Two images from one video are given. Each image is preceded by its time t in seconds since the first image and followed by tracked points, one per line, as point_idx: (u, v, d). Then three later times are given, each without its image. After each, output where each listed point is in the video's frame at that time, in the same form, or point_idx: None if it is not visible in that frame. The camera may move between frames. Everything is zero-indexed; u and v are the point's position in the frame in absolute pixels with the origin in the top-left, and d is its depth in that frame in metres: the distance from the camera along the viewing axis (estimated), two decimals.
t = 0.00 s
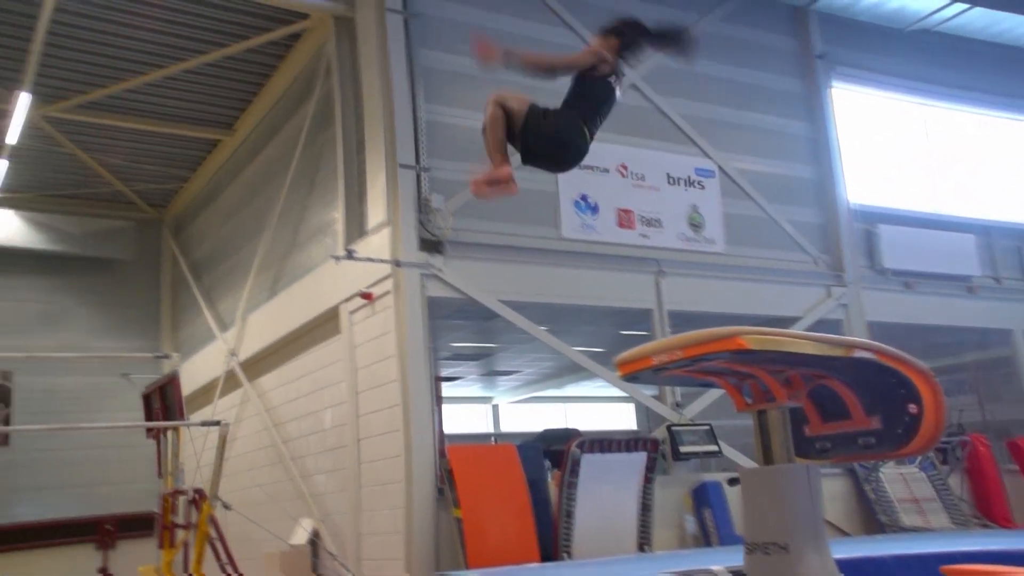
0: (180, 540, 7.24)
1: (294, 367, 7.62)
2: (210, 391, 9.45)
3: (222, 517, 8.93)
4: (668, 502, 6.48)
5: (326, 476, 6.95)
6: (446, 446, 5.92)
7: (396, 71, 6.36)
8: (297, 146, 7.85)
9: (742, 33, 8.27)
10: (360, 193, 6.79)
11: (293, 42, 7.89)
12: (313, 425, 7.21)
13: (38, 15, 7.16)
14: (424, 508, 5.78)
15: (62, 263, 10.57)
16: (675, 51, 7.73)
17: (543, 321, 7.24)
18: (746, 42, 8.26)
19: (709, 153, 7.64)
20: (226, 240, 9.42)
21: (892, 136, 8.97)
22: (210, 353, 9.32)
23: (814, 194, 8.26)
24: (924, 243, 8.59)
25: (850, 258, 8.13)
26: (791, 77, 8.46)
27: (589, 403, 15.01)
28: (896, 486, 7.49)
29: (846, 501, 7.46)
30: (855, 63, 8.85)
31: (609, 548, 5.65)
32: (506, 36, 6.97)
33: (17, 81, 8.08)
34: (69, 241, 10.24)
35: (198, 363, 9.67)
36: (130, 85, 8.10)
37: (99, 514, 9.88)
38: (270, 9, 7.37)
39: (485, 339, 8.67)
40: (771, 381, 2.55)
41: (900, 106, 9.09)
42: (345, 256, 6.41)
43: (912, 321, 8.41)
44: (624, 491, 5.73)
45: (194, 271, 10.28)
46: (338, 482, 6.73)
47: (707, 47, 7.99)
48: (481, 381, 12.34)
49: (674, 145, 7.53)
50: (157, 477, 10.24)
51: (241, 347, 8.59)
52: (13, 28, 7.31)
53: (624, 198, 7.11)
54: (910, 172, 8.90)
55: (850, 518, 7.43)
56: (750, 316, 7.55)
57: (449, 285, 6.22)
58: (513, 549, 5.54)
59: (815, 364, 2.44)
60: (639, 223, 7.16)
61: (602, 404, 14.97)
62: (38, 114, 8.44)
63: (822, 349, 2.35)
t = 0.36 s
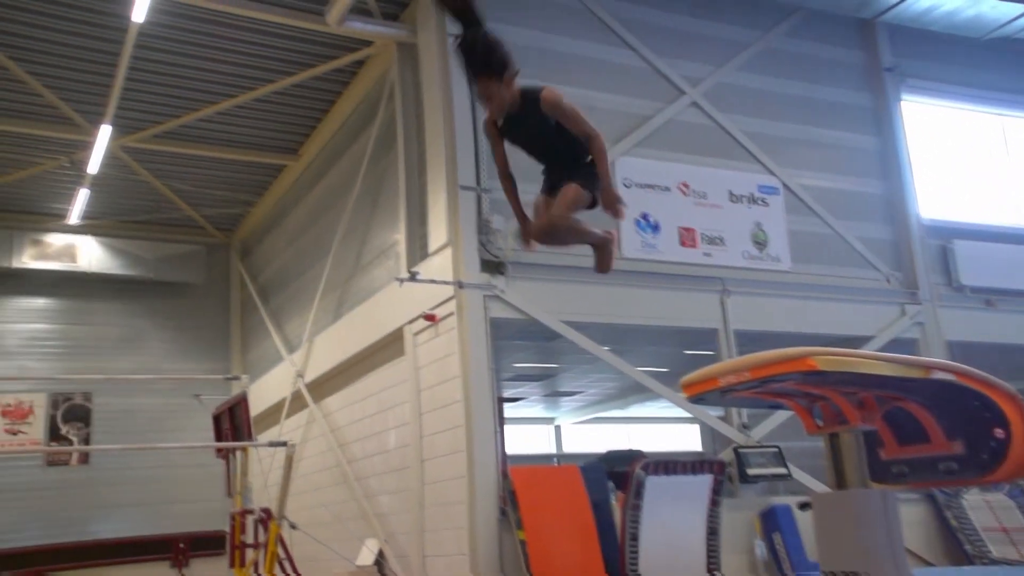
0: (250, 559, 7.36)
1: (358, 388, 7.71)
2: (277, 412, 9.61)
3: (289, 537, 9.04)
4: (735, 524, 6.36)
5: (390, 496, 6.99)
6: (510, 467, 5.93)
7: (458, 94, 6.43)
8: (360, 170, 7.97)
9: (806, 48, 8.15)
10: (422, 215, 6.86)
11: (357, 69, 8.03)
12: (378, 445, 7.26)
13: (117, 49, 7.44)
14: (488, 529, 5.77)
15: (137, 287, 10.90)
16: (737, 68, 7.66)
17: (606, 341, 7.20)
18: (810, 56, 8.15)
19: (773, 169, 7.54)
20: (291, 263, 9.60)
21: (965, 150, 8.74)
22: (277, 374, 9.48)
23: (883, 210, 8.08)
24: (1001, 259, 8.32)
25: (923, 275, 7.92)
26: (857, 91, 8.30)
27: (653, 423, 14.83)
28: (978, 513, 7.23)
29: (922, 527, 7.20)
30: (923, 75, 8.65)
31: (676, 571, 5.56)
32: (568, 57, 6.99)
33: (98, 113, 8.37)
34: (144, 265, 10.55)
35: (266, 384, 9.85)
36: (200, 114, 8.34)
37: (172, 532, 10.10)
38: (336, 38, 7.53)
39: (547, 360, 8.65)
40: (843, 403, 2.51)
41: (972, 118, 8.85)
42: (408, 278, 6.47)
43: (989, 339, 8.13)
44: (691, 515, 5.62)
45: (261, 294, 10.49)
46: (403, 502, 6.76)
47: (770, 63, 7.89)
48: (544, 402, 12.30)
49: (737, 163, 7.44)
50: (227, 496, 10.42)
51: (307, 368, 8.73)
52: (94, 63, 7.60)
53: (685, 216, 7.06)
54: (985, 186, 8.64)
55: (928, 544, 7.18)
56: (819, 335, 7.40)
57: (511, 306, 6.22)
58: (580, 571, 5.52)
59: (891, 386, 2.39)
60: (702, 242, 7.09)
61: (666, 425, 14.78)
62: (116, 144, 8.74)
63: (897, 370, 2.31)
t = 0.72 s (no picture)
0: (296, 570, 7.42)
1: (403, 401, 7.73)
2: (323, 424, 9.69)
3: (335, 549, 9.10)
4: (784, 540, 6.25)
5: (434, 509, 7.00)
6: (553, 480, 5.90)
7: (500, 108, 6.46)
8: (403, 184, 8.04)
9: (853, 57, 8.04)
10: (465, 228, 6.88)
11: (400, 84, 8.11)
12: (422, 458, 7.29)
13: (169, 68, 7.60)
14: (532, 542, 5.75)
15: (186, 300, 11.08)
16: (782, 78, 7.59)
17: (650, 355, 7.14)
18: (857, 65, 8.03)
19: (820, 181, 7.45)
20: (337, 277, 9.70)
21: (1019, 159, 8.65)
22: (323, 387, 9.58)
23: (935, 221, 7.93)
24: None
25: (977, 287, 7.75)
26: (906, 99, 8.16)
27: (698, 436, 14.68)
28: None
29: (978, 545, 7.01)
30: (975, 83, 8.48)
31: None
32: (611, 70, 6.98)
33: (149, 131, 8.55)
34: (194, 279, 10.74)
35: (312, 396, 9.94)
36: (247, 130, 8.48)
37: (221, 543, 10.22)
38: (381, 54, 7.62)
39: (591, 373, 8.61)
40: (896, 418, 2.65)
41: None
42: (452, 291, 6.49)
43: None
44: (738, 530, 5.54)
45: (307, 307, 10.61)
46: (447, 515, 6.76)
47: (816, 73, 7.80)
48: (588, 414, 12.24)
49: (783, 174, 7.36)
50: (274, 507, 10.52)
51: (352, 381, 8.80)
52: (147, 82, 7.77)
53: (730, 228, 6.98)
54: None
55: (985, 564, 6.99)
56: (869, 349, 7.27)
57: (555, 319, 6.21)
58: None
59: (946, 400, 2.55)
60: (747, 254, 7.01)
61: (712, 438, 14.61)
62: (168, 161, 8.92)
63: (954, 385, 2.45)
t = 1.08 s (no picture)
0: None
1: (431, 407, 7.76)
2: (351, 430, 9.74)
3: (363, 555, 9.14)
4: (816, 550, 6.18)
5: (461, 515, 7.02)
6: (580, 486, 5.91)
7: (529, 115, 6.48)
8: (431, 191, 8.08)
9: (884, 60, 7.98)
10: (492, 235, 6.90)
11: (428, 91, 8.16)
12: (449, 464, 7.30)
13: (200, 77, 7.70)
14: (559, 548, 5.74)
15: (215, 307, 11.19)
16: (813, 82, 7.54)
17: (678, 361, 7.12)
18: (889, 69, 7.96)
19: (851, 186, 7.39)
20: (365, 283, 9.76)
21: None
22: (351, 393, 9.64)
23: (970, 226, 7.84)
24: None
25: (1013, 293, 7.66)
26: (939, 103, 8.09)
27: (725, 443, 14.59)
28: None
29: (1013, 555, 6.91)
30: (1010, 86, 8.38)
31: None
32: (639, 76, 6.98)
33: (180, 139, 8.66)
34: (224, 286, 10.85)
35: (340, 402, 10.00)
36: (277, 138, 8.57)
37: (250, 548, 10.30)
38: (409, 61, 7.67)
39: (618, 379, 8.59)
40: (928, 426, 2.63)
41: None
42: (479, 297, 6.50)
43: None
44: (768, 537, 5.50)
45: (335, 313, 10.68)
46: (475, 520, 6.76)
47: (846, 77, 7.74)
48: (615, 421, 12.20)
49: (813, 179, 7.31)
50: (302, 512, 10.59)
51: (379, 387, 8.84)
52: (178, 91, 7.88)
53: (759, 234, 6.95)
54: None
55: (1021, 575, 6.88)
56: (901, 355, 7.19)
57: (582, 326, 6.21)
58: None
59: (979, 409, 2.52)
60: (776, 260, 6.96)
61: (739, 446, 14.51)
62: (198, 169, 9.02)
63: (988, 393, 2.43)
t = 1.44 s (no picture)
0: None
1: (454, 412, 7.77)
2: (375, 433, 9.78)
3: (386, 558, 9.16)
4: (841, 559, 6.09)
5: (484, 519, 7.02)
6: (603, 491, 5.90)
7: (553, 120, 6.48)
8: (454, 196, 8.11)
9: (913, 63, 7.90)
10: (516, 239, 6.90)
11: (453, 97, 8.19)
12: (472, 468, 7.31)
13: (227, 83, 7.77)
14: (582, 552, 5.71)
15: (241, 311, 11.27)
16: (840, 86, 7.49)
17: (702, 366, 7.09)
18: (918, 72, 7.89)
19: (879, 191, 7.33)
20: (389, 288, 9.79)
21: None
22: (375, 397, 9.68)
23: (1001, 231, 7.75)
24: None
25: None
26: (969, 107, 8.00)
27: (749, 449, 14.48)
28: None
29: None
30: None
31: None
32: (663, 80, 6.96)
33: (208, 145, 8.74)
34: (249, 290, 10.93)
35: (364, 406, 10.04)
36: (303, 144, 8.63)
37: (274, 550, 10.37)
38: (434, 66, 7.70)
39: (642, 384, 8.56)
40: (959, 435, 2.61)
41: None
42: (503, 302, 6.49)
43: None
44: (794, 545, 5.45)
45: (360, 317, 10.72)
46: (498, 524, 6.76)
47: (874, 81, 7.68)
48: (638, 426, 12.15)
49: (840, 184, 7.26)
50: (325, 515, 10.63)
51: (403, 391, 8.87)
52: (206, 97, 7.96)
53: (785, 239, 6.90)
54: None
55: None
56: (929, 362, 7.12)
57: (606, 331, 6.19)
58: None
59: (1011, 418, 2.50)
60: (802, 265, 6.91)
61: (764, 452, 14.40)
62: (225, 174, 9.11)
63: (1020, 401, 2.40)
